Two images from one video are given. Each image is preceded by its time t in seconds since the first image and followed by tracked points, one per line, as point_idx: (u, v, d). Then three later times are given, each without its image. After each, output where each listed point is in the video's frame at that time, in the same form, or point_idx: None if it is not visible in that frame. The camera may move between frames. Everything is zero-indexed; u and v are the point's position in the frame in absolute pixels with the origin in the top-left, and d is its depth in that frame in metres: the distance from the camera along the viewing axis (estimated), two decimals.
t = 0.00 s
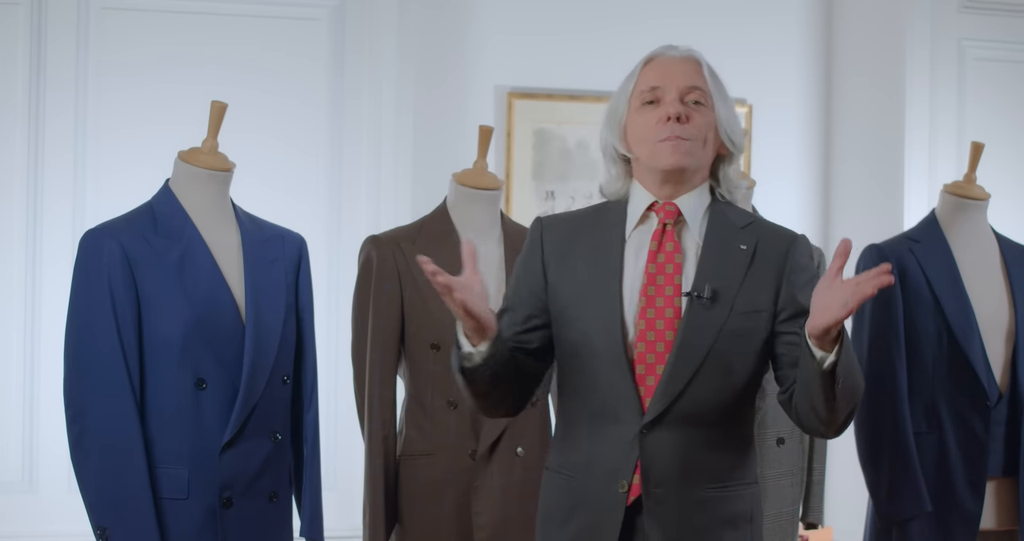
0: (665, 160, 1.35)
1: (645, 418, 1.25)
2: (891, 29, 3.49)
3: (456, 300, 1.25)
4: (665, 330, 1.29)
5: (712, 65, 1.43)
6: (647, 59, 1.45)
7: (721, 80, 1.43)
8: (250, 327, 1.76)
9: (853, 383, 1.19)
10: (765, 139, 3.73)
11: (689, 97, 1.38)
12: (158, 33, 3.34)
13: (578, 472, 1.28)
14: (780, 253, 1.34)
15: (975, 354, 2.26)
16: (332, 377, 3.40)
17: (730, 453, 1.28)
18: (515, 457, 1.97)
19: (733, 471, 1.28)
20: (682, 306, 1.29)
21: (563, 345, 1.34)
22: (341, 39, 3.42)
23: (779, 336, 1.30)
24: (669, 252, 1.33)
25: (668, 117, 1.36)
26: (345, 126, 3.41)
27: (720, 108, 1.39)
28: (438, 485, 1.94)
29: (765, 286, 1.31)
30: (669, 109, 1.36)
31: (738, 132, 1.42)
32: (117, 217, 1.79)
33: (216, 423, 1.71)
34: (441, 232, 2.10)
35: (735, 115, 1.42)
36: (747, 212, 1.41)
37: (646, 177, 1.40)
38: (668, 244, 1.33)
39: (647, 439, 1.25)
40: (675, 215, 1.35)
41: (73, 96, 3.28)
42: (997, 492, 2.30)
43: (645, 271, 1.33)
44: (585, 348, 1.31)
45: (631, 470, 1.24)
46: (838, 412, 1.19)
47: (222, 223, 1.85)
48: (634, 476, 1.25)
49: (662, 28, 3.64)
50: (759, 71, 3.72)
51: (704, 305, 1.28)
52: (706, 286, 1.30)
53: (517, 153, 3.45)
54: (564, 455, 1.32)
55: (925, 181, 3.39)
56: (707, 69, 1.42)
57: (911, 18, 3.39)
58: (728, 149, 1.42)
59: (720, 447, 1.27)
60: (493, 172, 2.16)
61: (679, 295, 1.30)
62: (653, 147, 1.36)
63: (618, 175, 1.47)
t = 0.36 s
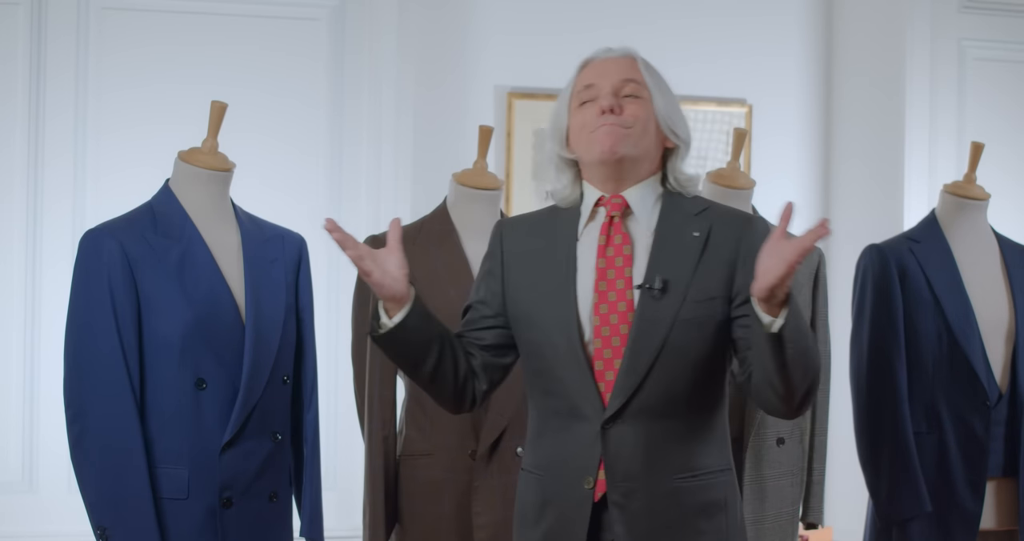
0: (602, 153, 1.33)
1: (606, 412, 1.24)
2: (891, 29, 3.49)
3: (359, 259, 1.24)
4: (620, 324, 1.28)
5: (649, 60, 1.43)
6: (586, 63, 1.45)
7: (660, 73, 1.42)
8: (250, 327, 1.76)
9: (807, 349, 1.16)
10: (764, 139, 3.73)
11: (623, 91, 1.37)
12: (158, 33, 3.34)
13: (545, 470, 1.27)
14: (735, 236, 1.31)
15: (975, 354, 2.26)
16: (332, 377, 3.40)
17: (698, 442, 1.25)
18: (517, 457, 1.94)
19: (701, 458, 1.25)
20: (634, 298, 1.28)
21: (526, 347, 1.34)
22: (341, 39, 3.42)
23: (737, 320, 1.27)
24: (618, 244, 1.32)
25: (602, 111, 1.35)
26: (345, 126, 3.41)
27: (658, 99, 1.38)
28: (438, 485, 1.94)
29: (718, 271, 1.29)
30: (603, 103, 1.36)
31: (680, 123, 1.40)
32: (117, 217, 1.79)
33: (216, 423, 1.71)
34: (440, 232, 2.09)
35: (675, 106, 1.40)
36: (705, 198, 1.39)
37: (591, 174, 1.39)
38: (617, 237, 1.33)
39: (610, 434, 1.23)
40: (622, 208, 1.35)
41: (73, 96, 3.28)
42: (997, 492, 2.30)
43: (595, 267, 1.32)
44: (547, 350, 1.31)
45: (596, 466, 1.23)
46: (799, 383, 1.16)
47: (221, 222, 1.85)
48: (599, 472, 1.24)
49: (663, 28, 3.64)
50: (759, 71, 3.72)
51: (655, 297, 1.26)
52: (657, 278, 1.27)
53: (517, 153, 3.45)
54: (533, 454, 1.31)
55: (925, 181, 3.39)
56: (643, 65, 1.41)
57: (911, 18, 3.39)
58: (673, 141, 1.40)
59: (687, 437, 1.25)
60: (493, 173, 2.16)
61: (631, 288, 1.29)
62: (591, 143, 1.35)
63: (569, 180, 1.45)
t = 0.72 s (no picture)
0: (545, 164, 1.37)
1: (564, 423, 1.29)
2: (891, 29, 3.49)
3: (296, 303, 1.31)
4: (572, 335, 1.32)
5: (590, 57, 1.43)
6: (530, 67, 1.47)
7: (603, 70, 1.43)
8: (250, 327, 1.76)
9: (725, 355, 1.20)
10: (764, 139, 3.73)
11: (563, 97, 1.40)
12: (158, 33, 3.34)
13: (515, 474, 1.33)
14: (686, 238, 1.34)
15: (975, 354, 2.26)
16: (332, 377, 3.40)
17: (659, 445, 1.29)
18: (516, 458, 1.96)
19: (666, 461, 1.29)
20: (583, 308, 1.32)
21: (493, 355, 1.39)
22: (341, 39, 3.42)
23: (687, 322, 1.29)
24: (569, 254, 1.37)
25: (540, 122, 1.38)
26: (345, 126, 3.41)
27: (599, 100, 1.39)
28: (436, 485, 1.94)
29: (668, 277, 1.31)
30: (541, 114, 1.39)
31: (626, 119, 1.41)
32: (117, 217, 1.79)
33: (216, 423, 1.71)
34: (440, 232, 2.09)
35: (619, 103, 1.42)
36: (664, 198, 1.41)
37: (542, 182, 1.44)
38: (567, 248, 1.37)
39: (569, 444, 1.29)
40: (572, 218, 1.39)
41: (73, 96, 3.28)
42: (997, 492, 2.30)
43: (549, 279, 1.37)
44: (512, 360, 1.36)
45: (556, 476, 1.29)
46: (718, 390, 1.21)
47: (221, 221, 1.85)
48: (560, 481, 1.29)
49: (663, 27, 3.64)
50: (759, 72, 3.72)
51: (602, 306, 1.30)
52: (603, 287, 1.30)
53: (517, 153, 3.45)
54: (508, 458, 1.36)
55: (925, 181, 3.39)
56: (582, 62, 1.42)
57: (911, 18, 3.39)
58: (618, 140, 1.41)
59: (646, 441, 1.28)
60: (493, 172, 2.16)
61: (582, 299, 1.34)
62: (534, 154, 1.39)
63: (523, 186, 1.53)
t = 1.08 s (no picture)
0: (541, 158, 1.32)
1: (549, 428, 1.23)
2: (891, 29, 3.49)
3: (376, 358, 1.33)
4: (557, 340, 1.27)
5: (586, 62, 1.43)
6: (523, 66, 1.45)
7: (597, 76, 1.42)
8: (250, 327, 1.76)
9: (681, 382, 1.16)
10: (764, 139, 3.73)
11: (562, 95, 1.37)
12: (158, 32, 3.34)
13: (500, 475, 1.29)
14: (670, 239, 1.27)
15: (975, 354, 2.27)
16: (332, 377, 3.40)
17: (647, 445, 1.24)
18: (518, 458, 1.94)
19: (653, 460, 1.24)
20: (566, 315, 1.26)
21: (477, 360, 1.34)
22: (341, 39, 3.42)
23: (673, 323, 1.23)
24: (554, 258, 1.31)
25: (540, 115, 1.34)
26: (345, 126, 3.41)
27: (596, 101, 1.38)
28: (437, 484, 1.93)
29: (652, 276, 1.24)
30: (541, 107, 1.35)
31: (619, 125, 1.40)
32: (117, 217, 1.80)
33: (216, 424, 1.71)
34: (440, 231, 2.09)
35: (614, 108, 1.40)
36: (648, 204, 1.35)
37: (531, 181, 1.38)
38: (553, 251, 1.31)
39: (554, 449, 1.23)
40: (559, 221, 1.33)
41: (73, 96, 3.28)
42: (997, 492, 2.30)
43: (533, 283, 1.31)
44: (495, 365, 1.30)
45: (543, 480, 1.24)
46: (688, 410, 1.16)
47: (221, 221, 1.85)
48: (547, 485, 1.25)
49: (663, 27, 3.64)
50: (759, 72, 3.72)
51: (581, 312, 1.24)
52: (584, 292, 1.25)
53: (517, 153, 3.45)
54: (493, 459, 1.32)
55: (925, 181, 3.38)
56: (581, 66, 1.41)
57: (911, 18, 3.39)
58: (611, 144, 1.39)
59: (632, 441, 1.24)
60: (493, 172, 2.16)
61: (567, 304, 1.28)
62: (530, 148, 1.35)
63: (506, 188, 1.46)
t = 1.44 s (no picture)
0: (556, 186, 1.30)
1: (568, 452, 1.23)
2: (891, 29, 3.49)
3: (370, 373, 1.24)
4: (577, 363, 1.26)
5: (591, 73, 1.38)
6: (525, 76, 1.39)
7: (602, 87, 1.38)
8: (251, 328, 1.76)
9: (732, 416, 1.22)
10: (764, 139, 3.73)
11: (571, 114, 1.33)
12: (158, 32, 3.34)
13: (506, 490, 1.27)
14: (686, 261, 1.30)
15: (975, 354, 2.27)
16: (332, 377, 3.40)
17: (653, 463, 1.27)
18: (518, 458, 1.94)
19: (659, 476, 1.27)
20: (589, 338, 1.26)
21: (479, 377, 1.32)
22: (341, 39, 3.42)
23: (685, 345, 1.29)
24: (572, 280, 1.29)
25: (552, 139, 1.30)
26: (345, 126, 3.41)
27: (605, 120, 1.35)
28: (438, 484, 1.93)
29: (670, 300, 1.28)
30: (552, 131, 1.31)
31: (625, 139, 1.38)
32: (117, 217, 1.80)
33: (216, 423, 1.71)
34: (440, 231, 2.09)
35: (620, 121, 1.38)
36: (651, 216, 1.37)
37: (540, 201, 1.36)
38: (569, 272, 1.30)
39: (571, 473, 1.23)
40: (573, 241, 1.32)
41: (73, 96, 3.28)
42: (997, 492, 2.30)
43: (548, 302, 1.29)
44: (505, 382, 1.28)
45: (558, 498, 1.23)
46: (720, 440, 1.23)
47: (221, 221, 1.85)
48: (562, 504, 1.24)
49: (663, 27, 3.64)
50: (759, 72, 3.72)
51: (612, 338, 1.24)
52: (612, 317, 1.24)
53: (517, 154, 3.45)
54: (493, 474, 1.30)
55: (925, 181, 3.38)
56: (586, 79, 1.36)
57: (911, 18, 3.39)
58: (617, 159, 1.37)
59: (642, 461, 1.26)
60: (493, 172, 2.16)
61: (587, 326, 1.27)
62: (541, 173, 1.32)
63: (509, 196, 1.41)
